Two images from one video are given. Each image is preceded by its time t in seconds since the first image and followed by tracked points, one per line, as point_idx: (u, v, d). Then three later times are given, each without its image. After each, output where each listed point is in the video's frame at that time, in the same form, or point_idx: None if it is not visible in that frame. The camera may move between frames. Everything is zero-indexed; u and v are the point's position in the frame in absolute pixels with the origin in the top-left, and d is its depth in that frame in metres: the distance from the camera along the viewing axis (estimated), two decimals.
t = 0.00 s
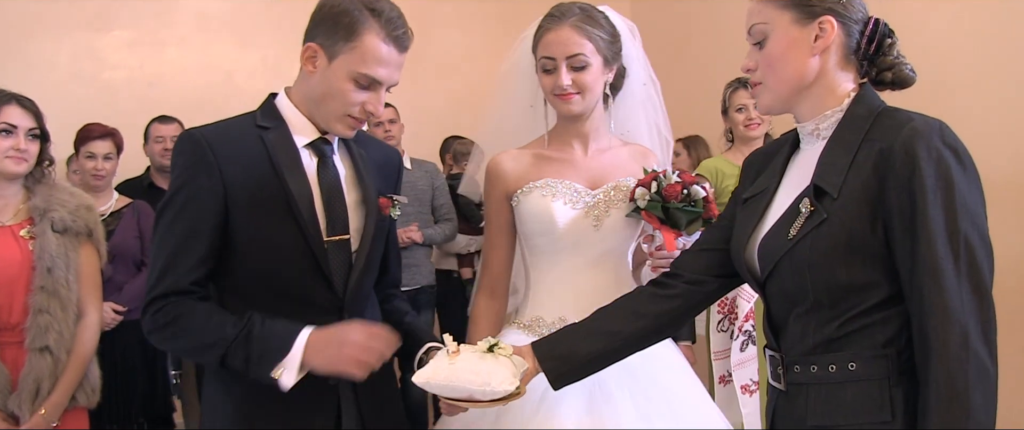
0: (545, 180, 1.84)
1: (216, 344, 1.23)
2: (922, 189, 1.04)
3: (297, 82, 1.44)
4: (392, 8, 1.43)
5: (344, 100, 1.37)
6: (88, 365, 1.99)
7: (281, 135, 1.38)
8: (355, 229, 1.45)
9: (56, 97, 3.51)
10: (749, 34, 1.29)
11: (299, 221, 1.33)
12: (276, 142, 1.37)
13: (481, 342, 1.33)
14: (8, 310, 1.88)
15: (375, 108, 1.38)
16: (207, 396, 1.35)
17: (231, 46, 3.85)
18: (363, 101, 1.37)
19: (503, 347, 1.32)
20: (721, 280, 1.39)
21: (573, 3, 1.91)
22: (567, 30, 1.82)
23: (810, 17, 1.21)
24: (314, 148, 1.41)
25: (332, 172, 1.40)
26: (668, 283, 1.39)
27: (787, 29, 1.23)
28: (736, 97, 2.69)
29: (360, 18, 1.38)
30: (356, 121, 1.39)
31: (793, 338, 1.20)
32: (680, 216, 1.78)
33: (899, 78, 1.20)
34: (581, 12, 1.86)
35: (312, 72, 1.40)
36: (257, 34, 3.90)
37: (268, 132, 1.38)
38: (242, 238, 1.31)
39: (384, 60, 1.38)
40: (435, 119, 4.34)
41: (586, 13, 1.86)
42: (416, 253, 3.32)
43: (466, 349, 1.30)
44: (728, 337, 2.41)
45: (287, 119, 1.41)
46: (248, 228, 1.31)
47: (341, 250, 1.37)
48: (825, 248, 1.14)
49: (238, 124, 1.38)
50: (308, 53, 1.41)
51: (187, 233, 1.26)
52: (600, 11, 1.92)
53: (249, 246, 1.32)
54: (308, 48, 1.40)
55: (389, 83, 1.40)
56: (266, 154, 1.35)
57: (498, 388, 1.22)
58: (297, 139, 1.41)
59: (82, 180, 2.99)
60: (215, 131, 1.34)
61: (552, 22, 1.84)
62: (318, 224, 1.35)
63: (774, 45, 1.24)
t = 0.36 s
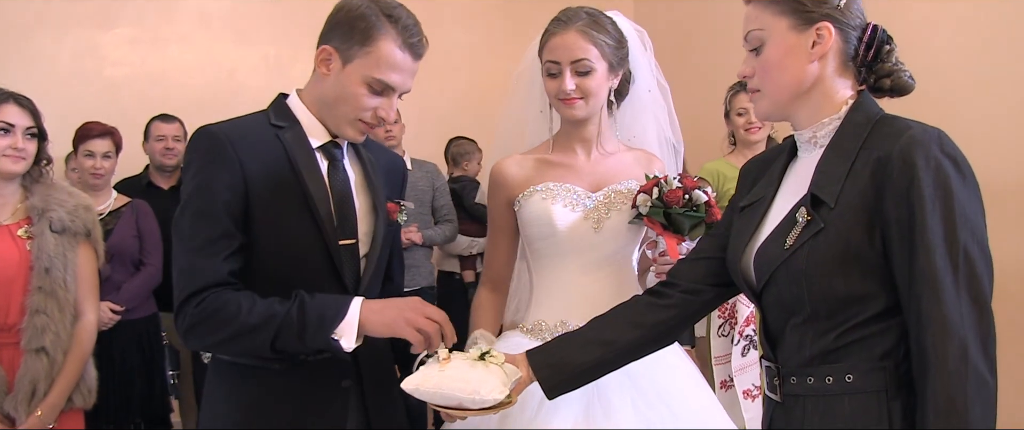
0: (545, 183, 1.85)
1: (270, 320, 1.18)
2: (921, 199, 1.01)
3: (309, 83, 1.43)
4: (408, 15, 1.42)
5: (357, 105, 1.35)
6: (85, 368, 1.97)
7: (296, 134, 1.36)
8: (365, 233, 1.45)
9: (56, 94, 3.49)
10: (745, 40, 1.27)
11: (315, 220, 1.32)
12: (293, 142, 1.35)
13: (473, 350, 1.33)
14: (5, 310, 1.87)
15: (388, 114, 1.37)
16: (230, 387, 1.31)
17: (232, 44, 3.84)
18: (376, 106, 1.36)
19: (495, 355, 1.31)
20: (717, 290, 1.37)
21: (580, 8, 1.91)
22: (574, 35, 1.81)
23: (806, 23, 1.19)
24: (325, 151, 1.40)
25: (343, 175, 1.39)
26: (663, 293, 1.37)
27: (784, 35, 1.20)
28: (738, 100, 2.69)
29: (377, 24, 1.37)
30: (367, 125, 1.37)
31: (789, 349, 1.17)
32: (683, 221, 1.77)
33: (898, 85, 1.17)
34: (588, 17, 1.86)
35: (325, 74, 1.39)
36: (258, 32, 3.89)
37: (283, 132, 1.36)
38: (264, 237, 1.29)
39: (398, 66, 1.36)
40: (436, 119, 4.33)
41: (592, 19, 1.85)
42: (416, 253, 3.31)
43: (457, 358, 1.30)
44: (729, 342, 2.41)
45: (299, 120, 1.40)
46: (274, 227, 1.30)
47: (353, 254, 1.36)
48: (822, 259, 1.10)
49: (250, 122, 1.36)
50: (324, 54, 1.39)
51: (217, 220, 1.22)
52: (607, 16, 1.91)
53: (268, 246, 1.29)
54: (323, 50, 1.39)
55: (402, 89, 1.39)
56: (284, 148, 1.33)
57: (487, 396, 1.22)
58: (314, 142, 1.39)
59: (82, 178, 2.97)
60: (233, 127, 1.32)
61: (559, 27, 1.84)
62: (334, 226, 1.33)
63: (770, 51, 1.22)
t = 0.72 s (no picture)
0: (540, 188, 1.84)
1: (273, 327, 1.18)
2: (930, 210, 0.99)
3: (312, 87, 1.40)
4: (415, 21, 1.41)
5: (368, 115, 1.35)
6: (83, 370, 1.96)
7: (297, 137, 1.35)
8: (366, 236, 1.44)
9: (56, 91, 3.48)
10: (753, 44, 1.25)
11: (318, 223, 1.30)
12: (295, 144, 1.33)
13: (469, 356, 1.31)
14: (3, 310, 1.85)
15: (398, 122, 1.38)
16: (231, 394, 1.29)
17: (233, 42, 3.82)
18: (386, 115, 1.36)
19: (490, 361, 1.29)
20: (721, 299, 1.35)
21: (577, 11, 1.90)
22: (572, 39, 1.79)
23: (816, 28, 1.17)
24: (325, 153, 1.38)
25: (344, 178, 1.37)
26: (667, 302, 1.35)
27: (793, 38, 1.19)
28: (741, 103, 2.67)
29: (391, 34, 1.35)
30: (375, 132, 1.37)
31: (794, 360, 1.15)
32: (677, 224, 1.75)
33: (908, 92, 1.17)
34: (586, 21, 1.84)
35: (335, 83, 1.36)
36: (260, 30, 3.88)
37: (285, 134, 1.34)
38: (270, 239, 1.28)
39: (411, 77, 1.36)
40: (437, 119, 4.31)
41: (588, 23, 1.83)
42: (417, 255, 3.30)
43: (452, 363, 1.29)
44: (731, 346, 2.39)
45: (299, 121, 1.39)
46: (278, 230, 1.28)
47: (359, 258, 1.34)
48: (828, 270, 1.08)
49: (252, 123, 1.35)
50: (331, 61, 1.36)
51: (217, 225, 1.20)
52: (604, 20, 1.90)
53: (271, 249, 1.28)
54: (333, 59, 1.36)
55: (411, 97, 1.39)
56: (285, 151, 1.32)
57: (479, 402, 1.20)
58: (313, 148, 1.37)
59: (82, 177, 2.94)
60: (234, 130, 1.30)
61: (555, 31, 1.82)
62: (337, 230, 1.32)
63: (778, 55, 1.20)
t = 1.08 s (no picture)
0: (546, 197, 1.83)
1: (277, 342, 1.17)
2: (958, 228, 0.97)
3: (313, 94, 1.38)
4: (415, 25, 1.40)
5: (372, 121, 1.33)
6: (92, 375, 1.97)
7: (299, 145, 1.33)
8: (371, 244, 1.43)
9: (69, 92, 3.48)
10: (774, 54, 1.23)
11: (322, 232, 1.29)
12: (295, 153, 1.32)
13: (480, 362, 1.30)
14: (14, 315, 1.85)
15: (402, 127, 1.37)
16: (236, 407, 1.28)
17: (245, 44, 3.82)
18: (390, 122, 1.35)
19: (500, 369, 1.27)
20: (738, 314, 1.32)
21: (589, 20, 1.89)
22: (582, 48, 1.78)
23: (841, 39, 1.15)
24: (327, 161, 1.37)
25: (346, 187, 1.37)
26: (685, 316, 1.33)
27: (815, 49, 1.17)
28: (755, 111, 2.66)
29: (392, 40, 1.33)
30: (379, 138, 1.36)
31: (814, 379, 1.13)
32: (681, 239, 1.71)
33: (935, 106, 1.15)
34: (597, 29, 1.83)
35: (337, 91, 1.34)
36: (272, 32, 3.87)
37: (285, 144, 1.33)
38: (268, 253, 1.27)
39: (414, 81, 1.35)
40: (449, 121, 4.29)
41: (599, 32, 1.82)
42: (428, 260, 3.29)
43: (462, 369, 1.27)
44: (742, 357, 2.32)
45: (300, 130, 1.37)
46: (280, 239, 1.27)
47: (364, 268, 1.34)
48: (851, 288, 1.06)
49: (252, 132, 1.33)
50: (332, 68, 1.34)
51: (217, 237, 1.19)
52: (617, 29, 1.88)
53: (274, 260, 1.27)
54: (334, 66, 1.34)
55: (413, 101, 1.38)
56: (285, 161, 1.30)
57: (485, 411, 1.18)
58: (313, 153, 1.35)
59: (92, 179, 2.95)
60: (233, 139, 1.28)
61: (566, 40, 1.81)
62: (343, 239, 1.31)
63: (801, 66, 1.18)
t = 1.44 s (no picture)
0: (550, 214, 1.81)
1: (284, 374, 1.19)
2: (983, 254, 0.98)
3: (308, 106, 1.38)
4: (411, 34, 1.40)
5: (365, 129, 1.32)
6: (99, 386, 1.96)
7: (296, 160, 1.32)
8: (371, 257, 1.43)
9: (79, 100, 3.49)
10: (797, 70, 1.23)
11: (322, 250, 1.29)
12: (293, 168, 1.31)
13: (507, 390, 1.26)
14: (21, 323, 1.86)
15: (395, 135, 1.36)
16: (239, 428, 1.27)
17: (255, 53, 3.83)
18: (383, 129, 1.34)
19: (529, 397, 1.23)
20: (767, 343, 1.34)
21: (595, 33, 1.87)
22: (589, 63, 1.77)
23: (865, 56, 1.15)
24: (325, 174, 1.36)
25: (343, 200, 1.37)
26: (713, 347, 1.34)
27: (838, 67, 1.17)
28: (766, 125, 2.66)
29: (387, 47, 1.34)
30: (373, 147, 1.36)
31: (838, 404, 1.13)
32: (688, 257, 1.69)
33: (959, 127, 1.15)
34: (603, 42, 1.82)
35: (329, 99, 1.34)
36: (283, 41, 3.89)
37: (282, 159, 1.32)
38: (269, 271, 1.26)
39: (408, 87, 1.35)
40: (459, 131, 4.29)
41: (607, 46, 1.81)
42: (435, 271, 3.28)
43: (489, 396, 1.24)
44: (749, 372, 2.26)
45: (299, 145, 1.36)
46: (281, 257, 1.26)
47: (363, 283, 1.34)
48: (873, 315, 1.06)
49: (247, 149, 1.32)
50: (326, 75, 1.34)
51: (217, 259, 1.18)
52: (623, 42, 1.87)
53: (275, 278, 1.26)
54: (327, 74, 1.34)
55: (407, 109, 1.37)
56: (285, 179, 1.29)
57: None
58: (311, 167, 1.35)
59: (100, 188, 2.96)
60: (229, 157, 1.27)
61: (572, 54, 1.80)
62: (343, 256, 1.31)
63: (824, 83, 1.18)
